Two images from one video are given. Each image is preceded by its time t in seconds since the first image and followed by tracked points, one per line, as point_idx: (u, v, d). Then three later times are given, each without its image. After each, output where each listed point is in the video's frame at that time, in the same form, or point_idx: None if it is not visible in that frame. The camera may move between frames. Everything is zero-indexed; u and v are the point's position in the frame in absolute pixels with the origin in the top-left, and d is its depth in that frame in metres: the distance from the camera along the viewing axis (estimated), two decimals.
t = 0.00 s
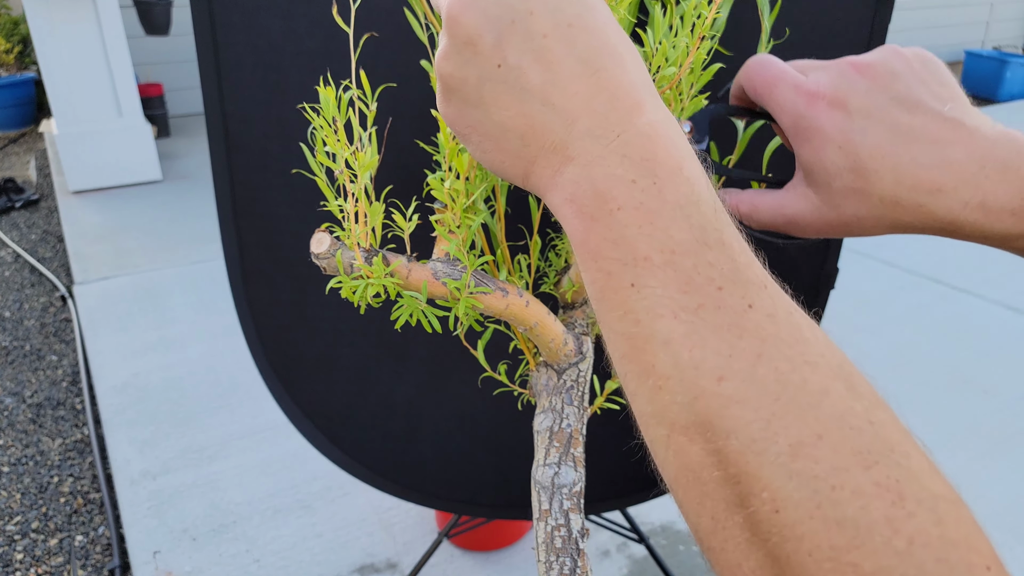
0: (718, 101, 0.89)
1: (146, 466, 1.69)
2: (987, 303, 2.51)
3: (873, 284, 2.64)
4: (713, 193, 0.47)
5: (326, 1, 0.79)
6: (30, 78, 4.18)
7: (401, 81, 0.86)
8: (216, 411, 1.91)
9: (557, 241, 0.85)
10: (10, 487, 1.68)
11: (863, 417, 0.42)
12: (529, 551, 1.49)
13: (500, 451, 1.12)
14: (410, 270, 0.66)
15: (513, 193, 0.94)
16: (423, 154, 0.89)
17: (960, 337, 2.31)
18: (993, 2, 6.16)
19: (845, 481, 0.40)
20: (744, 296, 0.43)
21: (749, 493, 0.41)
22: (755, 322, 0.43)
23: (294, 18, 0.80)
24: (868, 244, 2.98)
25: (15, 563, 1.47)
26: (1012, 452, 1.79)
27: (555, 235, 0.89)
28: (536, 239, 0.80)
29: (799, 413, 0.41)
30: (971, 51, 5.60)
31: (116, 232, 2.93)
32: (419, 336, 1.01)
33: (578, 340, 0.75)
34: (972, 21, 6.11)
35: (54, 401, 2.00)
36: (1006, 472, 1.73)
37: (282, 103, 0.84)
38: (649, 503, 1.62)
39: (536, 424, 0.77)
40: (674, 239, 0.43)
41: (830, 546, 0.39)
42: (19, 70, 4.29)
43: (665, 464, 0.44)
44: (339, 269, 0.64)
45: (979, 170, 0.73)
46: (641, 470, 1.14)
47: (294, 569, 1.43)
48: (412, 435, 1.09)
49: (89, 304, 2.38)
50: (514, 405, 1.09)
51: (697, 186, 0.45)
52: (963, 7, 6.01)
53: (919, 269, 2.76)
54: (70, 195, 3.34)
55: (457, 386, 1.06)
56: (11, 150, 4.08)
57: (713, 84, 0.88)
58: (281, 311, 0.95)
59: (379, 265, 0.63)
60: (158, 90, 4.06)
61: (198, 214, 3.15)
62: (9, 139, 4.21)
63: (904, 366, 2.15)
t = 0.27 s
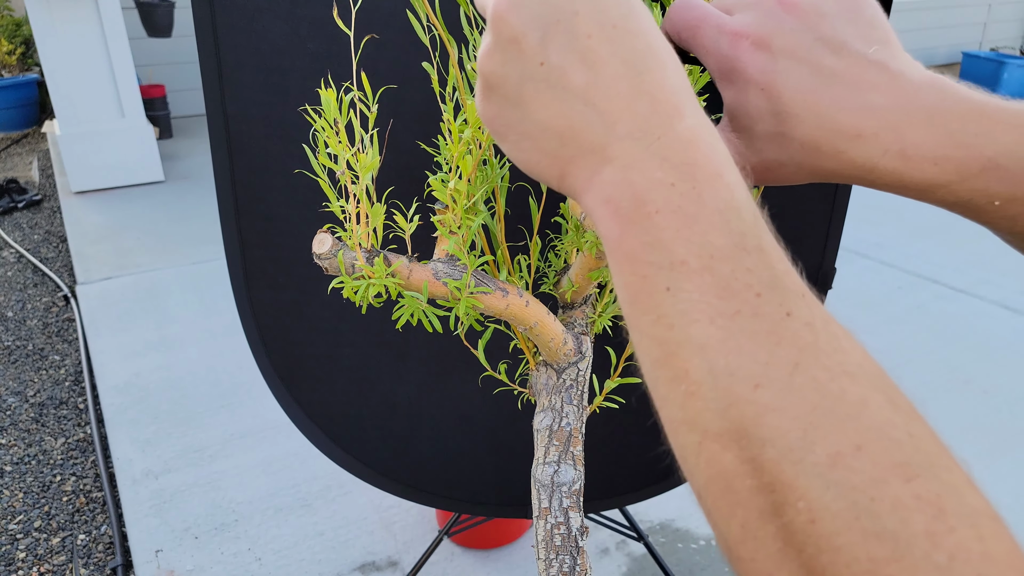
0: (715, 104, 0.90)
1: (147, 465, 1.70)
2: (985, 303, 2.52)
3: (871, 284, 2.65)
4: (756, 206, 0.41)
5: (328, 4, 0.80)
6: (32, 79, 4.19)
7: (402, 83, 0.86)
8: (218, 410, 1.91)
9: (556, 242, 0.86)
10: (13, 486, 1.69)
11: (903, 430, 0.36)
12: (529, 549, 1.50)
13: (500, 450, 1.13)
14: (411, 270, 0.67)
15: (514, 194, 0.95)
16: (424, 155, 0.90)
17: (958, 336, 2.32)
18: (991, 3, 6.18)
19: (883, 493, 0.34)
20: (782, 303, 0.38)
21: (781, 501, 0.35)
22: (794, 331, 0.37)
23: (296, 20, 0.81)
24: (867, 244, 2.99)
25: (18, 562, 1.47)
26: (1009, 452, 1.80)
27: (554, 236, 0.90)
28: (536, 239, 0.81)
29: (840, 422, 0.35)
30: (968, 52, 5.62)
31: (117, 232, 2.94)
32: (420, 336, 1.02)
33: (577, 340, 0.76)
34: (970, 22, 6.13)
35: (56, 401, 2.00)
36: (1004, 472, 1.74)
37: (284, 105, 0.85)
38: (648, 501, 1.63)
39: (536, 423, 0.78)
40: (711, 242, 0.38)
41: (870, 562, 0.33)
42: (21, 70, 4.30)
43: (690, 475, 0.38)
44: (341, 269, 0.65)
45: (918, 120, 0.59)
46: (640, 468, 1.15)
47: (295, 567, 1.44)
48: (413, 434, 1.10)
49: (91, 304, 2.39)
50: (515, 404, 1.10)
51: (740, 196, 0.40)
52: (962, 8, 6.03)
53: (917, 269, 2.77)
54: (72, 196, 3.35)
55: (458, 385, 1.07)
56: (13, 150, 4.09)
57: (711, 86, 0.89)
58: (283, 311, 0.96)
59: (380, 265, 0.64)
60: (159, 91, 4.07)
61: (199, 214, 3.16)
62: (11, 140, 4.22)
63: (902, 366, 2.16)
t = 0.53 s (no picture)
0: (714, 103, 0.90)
1: (148, 465, 1.70)
2: (985, 303, 2.52)
3: (872, 284, 2.65)
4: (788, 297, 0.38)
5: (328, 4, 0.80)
6: (33, 79, 4.19)
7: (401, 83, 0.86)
8: (218, 410, 1.91)
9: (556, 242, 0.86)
10: (13, 486, 1.69)
11: (879, 493, 0.36)
12: (529, 549, 1.50)
13: (500, 450, 1.13)
14: (411, 270, 0.67)
15: (514, 194, 0.95)
16: (424, 155, 0.90)
17: (958, 337, 2.32)
18: (991, 3, 6.19)
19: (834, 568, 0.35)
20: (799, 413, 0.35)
21: (748, 560, 0.36)
22: (804, 445, 0.35)
23: (296, 20, 0.81)
24: (867, 243, 2.99)
25: (18, 561, 1.48)
26: (1009, 452, 1.80)
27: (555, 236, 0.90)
28: (536, 239, 0.81)
29: (826, 487, 0.35)
30: (969, 52, 5.62)
31: (118, 232, 2.94)
32: (420, 336, 1.02)
33: (577, 340, 0.76)
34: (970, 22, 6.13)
35: (56, 401, 2.01)
36: (1004, 472, 1.74)
37: (284, 105, 0.85)
38: (648, 501, 1.63)
39: (536, 422, 0.78)
40: (735, 338, 0.35)
41: None
42: (21, 70, 4.30)
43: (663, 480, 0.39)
44: (341, 269, 0.65)
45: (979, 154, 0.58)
46: (640, 468, 1.15)
47: (295, 567, 1.44)
48: (413, 434, 1.10)
49: (91, 304, 2.39)
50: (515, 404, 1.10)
51: (776, 292, 0.36)
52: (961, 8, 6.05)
53: (917, 269, 2.77)
54: (72, 196, 3.35)
55: (458, 385, 1.07)
56: (13, 150, 4.09)
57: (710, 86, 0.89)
58: (283, 311, 0.96)
59: (380, 265, 0.64)
60: (159, 91, 4.07)
61: (199, 214, 3.16)
62: (11, 140, 4.23)
63: (902, 366, 2.16)
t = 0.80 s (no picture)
0: (714, 103, 0.90)
1: (148, 465, 1.70)
2: (985, 303, 2.52)
3: (871, 284, 2.65)
4: None
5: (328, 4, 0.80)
6: (33, 79, 4.19)
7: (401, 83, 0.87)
8: (218, 410, 1.91)
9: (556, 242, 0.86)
10: (13, 486, 1.69)
11: None
12: (528, 549, 1.50)
13: (500, 450, 1.13)
14: (411, 270, 0.67)
15: (514, 194, 0.95)
16: (424, 155, 0.90)
17: (958, 337, 2.32)
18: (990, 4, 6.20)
19: None
20: None
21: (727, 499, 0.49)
22: None
23: (296, 21, 0.81)
24: (867, 243, 2.99)
25: (18, 561, 1.47)
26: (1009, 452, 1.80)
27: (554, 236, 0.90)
28: (536, 239, 0.81)
29: None
30: (968, 52, 5.62)
31: (118, 232, 2.94)
32: (420, 336, 1.02)
33: (577, 340, 0.76)
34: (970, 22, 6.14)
35: (56, 401, 2.01)
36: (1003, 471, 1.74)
37: (284, 105, 0.85)
38: (647, 501, 1.63)
39: (536, 422, 0.78)
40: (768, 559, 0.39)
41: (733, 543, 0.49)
42: (21, 70, 4.30)
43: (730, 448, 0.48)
44: (341, 269, 0.65)
45: None
46: (639, 469, 1.15)
47: (295, 567, 1.44)
48: (413, 434, 1.10)
49: (91, 304, 2.39)
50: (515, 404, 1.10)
51: None
52: (961, 8, 6.05)
53: (917, 269, 2.77)
54: (72, 195, 3.35)
55: (458, 385, 1.07)
56: (13, 150, 4.09)
57: (710, 86, 0.89)
58: (283, 311, 0.96)
59: (380, 265, 0.64)
60: (160, 91, 4.07)
61: (199, 214, 3.17)
62: (11, 140, 4.22)
63: (902, 366, 2.16)
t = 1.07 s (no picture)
0: (715, 102, 0.90)
1: (148, 465, 1.70)
2: (985, 303, 2.52)
3: (872, 284, 2.65)
4: None
5: (328, 4, 0.80)
6: (33, 79, 4.19)
7: (402, 84, 0.87)
8: (218, 410, 1.91)
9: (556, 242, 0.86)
10: (13, 486, 1.69)
11: None
12: (529, 549, 1.50)
13: (500, 450, 1.13)
14: (411, 270, 0.67)
15: (514, 194, 0.95)
16: (424, 155, 0.90)
17: (958, 337, 2.32)
18: (991, 3, 6.20)
19: None
20: None
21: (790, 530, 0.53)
22: None
23: (295, 20, 0.81)
24: (867, 243, 2.99)
25: (17, 562, 1.47)
26: (1009, 452, 1.80)
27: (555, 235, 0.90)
28: (536, 239, 0.81)
29: None
30: (969, 52, 5.62)
31: (118, 232, 2.94)
32: (420, 336, 1.02)
33: (578, 339, 0.76)
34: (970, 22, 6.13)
35: (56, 400, 2.01)
36: (1003, 471, 1.74)
37: (283, 105, 0.85)
38: (648, 501, 1.63)
39: (536, 422, 0.78)
40: None
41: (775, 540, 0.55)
42: (21, 70, 4.30)
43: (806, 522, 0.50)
44: (341, 269, 0.65)
45: None
46: (640, 469, 1.15)
47: (295, 567, 1.44)
48: (413, 435, 1.10)
49: (91, 304, 2.39)
50: (515, 405, 1.10)
51: None
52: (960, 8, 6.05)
53: (917, 269, 2.77)
54: (72, 196, 3.35)
55: (458, 385, 1.07)
56: (13, 150, 4.09)
57: (710, 85, 0.89)
58: (283, 311, 0.96)
59: (380, 265, 0.64)
60: (159, 91, 4.07)
61: (199, 214, 3.16)
62: (11, 140, 4.22)
63: (902, 366, 2.16)
